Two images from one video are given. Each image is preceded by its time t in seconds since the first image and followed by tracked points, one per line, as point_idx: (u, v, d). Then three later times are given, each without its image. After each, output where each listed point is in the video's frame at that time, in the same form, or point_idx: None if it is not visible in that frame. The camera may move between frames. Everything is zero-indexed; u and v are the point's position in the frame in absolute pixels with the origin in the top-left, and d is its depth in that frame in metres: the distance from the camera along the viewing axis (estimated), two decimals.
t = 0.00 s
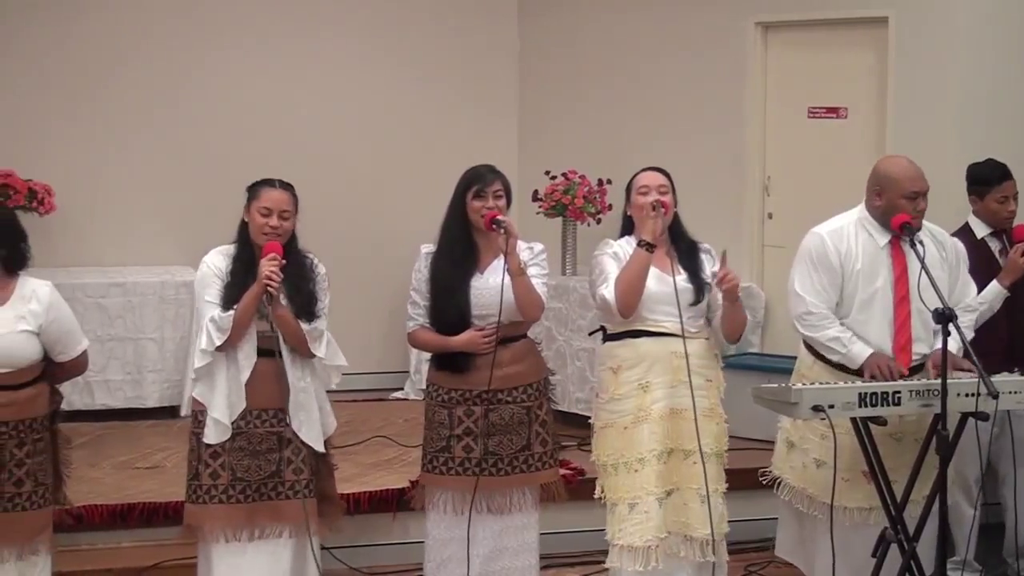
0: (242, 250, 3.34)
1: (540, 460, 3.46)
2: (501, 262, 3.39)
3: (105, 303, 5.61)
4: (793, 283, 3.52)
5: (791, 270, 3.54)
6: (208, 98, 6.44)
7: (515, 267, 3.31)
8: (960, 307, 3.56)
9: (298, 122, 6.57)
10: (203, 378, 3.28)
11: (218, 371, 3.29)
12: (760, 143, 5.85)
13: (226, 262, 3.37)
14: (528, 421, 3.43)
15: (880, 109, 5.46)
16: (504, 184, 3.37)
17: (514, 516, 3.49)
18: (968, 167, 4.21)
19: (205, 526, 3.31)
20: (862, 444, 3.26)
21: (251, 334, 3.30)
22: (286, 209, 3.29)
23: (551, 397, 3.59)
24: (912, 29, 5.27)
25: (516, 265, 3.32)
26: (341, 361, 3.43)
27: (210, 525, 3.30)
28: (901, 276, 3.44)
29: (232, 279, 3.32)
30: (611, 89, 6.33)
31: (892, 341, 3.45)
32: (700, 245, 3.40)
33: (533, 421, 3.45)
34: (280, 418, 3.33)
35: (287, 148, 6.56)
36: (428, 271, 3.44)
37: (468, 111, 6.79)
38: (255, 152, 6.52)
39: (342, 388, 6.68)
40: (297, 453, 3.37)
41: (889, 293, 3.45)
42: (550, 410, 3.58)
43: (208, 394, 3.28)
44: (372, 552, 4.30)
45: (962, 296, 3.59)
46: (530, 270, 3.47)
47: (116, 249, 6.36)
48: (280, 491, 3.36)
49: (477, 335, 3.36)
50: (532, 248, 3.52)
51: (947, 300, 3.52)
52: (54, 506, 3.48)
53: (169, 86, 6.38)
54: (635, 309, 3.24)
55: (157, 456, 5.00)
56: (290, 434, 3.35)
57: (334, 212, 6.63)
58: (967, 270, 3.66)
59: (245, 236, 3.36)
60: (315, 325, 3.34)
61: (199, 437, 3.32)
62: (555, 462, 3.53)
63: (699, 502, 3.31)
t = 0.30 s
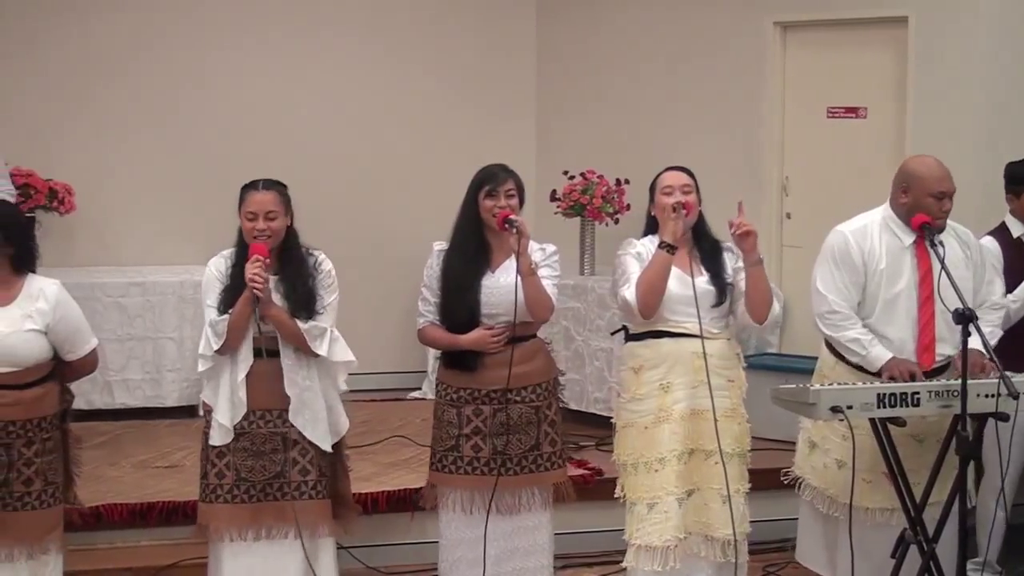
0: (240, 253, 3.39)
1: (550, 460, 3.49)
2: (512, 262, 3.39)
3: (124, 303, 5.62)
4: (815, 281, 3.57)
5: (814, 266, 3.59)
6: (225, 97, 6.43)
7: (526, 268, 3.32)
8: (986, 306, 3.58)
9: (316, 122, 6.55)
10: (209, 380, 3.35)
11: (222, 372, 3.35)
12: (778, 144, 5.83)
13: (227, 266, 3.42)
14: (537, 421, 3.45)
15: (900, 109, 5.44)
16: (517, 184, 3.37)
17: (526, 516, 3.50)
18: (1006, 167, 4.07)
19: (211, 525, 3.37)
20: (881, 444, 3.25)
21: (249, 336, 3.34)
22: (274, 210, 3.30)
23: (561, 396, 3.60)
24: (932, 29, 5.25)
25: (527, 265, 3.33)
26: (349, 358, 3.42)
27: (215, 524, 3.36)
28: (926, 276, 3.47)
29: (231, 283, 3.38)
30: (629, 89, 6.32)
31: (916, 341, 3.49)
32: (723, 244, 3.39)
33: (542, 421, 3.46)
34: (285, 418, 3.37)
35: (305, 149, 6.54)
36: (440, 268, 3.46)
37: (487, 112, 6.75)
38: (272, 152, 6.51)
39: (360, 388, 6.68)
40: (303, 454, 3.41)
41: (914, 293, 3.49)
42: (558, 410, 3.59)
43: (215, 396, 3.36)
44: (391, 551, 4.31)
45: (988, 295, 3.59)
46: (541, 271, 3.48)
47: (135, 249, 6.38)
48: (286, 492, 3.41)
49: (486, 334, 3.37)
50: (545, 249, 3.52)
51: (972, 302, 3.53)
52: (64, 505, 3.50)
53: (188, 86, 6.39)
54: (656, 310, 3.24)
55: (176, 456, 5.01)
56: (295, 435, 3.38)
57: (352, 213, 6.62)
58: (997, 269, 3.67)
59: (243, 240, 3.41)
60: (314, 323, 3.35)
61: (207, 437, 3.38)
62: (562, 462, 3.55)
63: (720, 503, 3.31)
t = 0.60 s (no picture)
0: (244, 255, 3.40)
1: (552, 460, 3.56)
2: (515, 262, 3.48)
3: (141, 303, 5.63)
4: (832, 278, 3.59)
5: (831, 263, 3.62)
6: (240, 98, 6.45)
7: (530, 268, 3.40)
8: (1002, 309, 3.57)
9: (331, 123, 6.56)
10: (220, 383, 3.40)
11: (232, 373, 3.39)
12: (794, 144, 5.82)
13: (233, 268, 3.43)
14: (539, 421, 3.53)
15: (916, 109, 5.42)
16: (524, 183, 3.46)
17: (531, 516, 3.58)
18: None
19: (226, 525, 3.39)
20: (898, 445, 3.24)
21: (258, 338, 3.37)
22: (273, 211, 3.31)
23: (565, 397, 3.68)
24: (948, 30, 5.23)
25: (532, 265, 3.41)
26: (356, 356, 3.43)
27: (230, 524, 3.38)
28: (942, 278, 3.50)
29: (236, 285, 3.38)
30: (644, 90, 6.32)
31: (933, 342, 3.51)
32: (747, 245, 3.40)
33: (544, 421, 3.54)
34: (297, 416, 3.38)
35: (320, 149, 6.55)
36: (447, 267, 3.55)
37: (502, 112, 6.76)
38: (288, 152, 6.52)
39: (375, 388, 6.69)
40: (316, 453, 3.43)
41: (930, 293, 3.52)
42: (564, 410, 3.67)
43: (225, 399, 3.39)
44: (407, 551, 4.32)
45: (1004, 299, 3.58)
46: (546, 272, 3.56)
47: (151, 248, 6.40)
48: (300, 491, 3.43)
49: (488, 332, 3.46)
50: (552, 251, 3.60)
51: (988, 303, 3.54)
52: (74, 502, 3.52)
53: (203, 86, 6.40)
54: (675, 311, 3.25)
55: (192, 455, 5.02)
56: (308, 434, 3.41)
57: (366, 213, 6.62)
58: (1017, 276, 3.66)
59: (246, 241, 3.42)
60: (322, 322, 3.37)
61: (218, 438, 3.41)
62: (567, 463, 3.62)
63: (739, 505, 3.32)
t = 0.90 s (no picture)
0: (271, 253, 3.41)
1: (561, 461, 3.58)
2: (524, 263, 3.48)
3: (162, 302, 5.66)
4: (850, 279, 3.59)
5: (848, 265, 3.61)
6: (260, 98, 6.46)
7: (538, 271, 3.41)
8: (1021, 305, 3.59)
9: (351, 123, 6.57)
10: (243, 382, 3.39)
11: (256, 373, 3.38)
12: (814, 144, 5.80)
13: (258, 265, 3.43)
14: (548, 421, 3.55)
15: (936, 110, 5.39)
16: (536, 183, 3.47)
17: (540, 517, 3.61)
18: None
19: (251, 525, 3.40)
20: (918, 446, 3.26)
21: (287, 336, 3.38)
22: (303, 208, 3.33)
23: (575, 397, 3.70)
24: (969, 30, 5.21)
25: (540, 269, 3.43)
26: (381, 355, 3.46)
27: (255, 523, 3.39)
28: (961, 278, 3.50)
29: (264, 284, 3.39)
30: (664, 90, 6.31)
31: (952, 344, 3.52)
32: (779, 255, 3.46)
33: (554, 422, 3.56)
34: (322, 416, 3.41)
35: (340, 149, 6.56)
36: (457, 266, 3.57)
37: (522, 112, 6.75)
38: (307, 152, 6.53)
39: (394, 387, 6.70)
40: (341, 451, 3.46)
41: (949, 293, 3.51)
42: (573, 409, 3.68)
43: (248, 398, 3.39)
44: (427, 550, 4.33)
45: None
46: (557, 275, 3.56)
47: (172, 247, 6.43)
48: (326, 489, 3.45)
49: (496, 333, 3.48)
50: (561, 252, 3.60)
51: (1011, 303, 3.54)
52: (83, 501, 3.54)
53: (223, 87, 6.42)
54: (690, 312, 3.36)
55: (212, 454, 5.04)
56: (333, 432, 3.44)
57: (385, 213, 6.63)
58: None
59: (272, 239, 3.43)
60: (351, 320, 3.40)
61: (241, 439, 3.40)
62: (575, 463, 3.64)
63: (752, 509, 3.40)
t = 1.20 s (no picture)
0: (309, 250, 3.43)
1: (578, 460, 3.58)
2: (541, 263, 3.49)
3: (181, 301, 5.68)
4: (865, 279, 3.59)
5: (863, 265, 3.61)
6: (280, 98, 6.48)
7: (557, 270, 3.42)
8: None
9: (371, 122, 6.58)
10: (273, 379, 3.37)
11: (286, 370, 3.37)
12: (834, 144, 5.79)
13: (293, 261, 3.45)
14: (565, 421, 3.55)
15: (957, 110, 5.38)
16: (549, 181, 3.48)
17: (558, 517, 3.61)
18: None
19: (277, 524, 3.40)
20: (939, 449, 3.25)
21: (324, 333, 3.39)
22: (348, 208, 3.37)
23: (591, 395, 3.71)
24: (990, 30, 5.19)
25: (557, 268, 3.44)
26: (404, 361, 3.49)
27: (282, 522, 3.40)
28: (977, 277, 3.50)
29: (301, 280, 3.40)
30: (683, 89, 6.30)
31: (970, 343, 3.52)
32: (799, 254, 3.45)
33: (571, 421, 3.56)
34: (350, 416, 3.43)
35: (360, 148, 6.58)
36: (471, 266, 3.58)
37: (541, 112, 6.76)
38: (327, 151, 6.55)
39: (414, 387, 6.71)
40: (368, 450, 3.47)
41: (965, 293, 3.52)
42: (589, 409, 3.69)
43: (277, 394, 3.37)
44: (446, 550, 4.33)
45: None
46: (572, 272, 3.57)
47: (192, 246, 6.45)
48: (352, 488, 3.46)
49: (513, 334, 3.48)
50: (575, 249, 3.61)
51: None
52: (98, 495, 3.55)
53: (243, 87, 6.44)
54: (705, 308, 3.38)
55: (232, 452, 5.06)
56: (360, 432, 3.45)
57: (405, 213, 6.64)
58: None
59: (309, 236, 3.44)
60: (384, 322, 3.45)
61: (268, 438, 3.41)
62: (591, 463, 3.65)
63: (760, 509, 3.40)
